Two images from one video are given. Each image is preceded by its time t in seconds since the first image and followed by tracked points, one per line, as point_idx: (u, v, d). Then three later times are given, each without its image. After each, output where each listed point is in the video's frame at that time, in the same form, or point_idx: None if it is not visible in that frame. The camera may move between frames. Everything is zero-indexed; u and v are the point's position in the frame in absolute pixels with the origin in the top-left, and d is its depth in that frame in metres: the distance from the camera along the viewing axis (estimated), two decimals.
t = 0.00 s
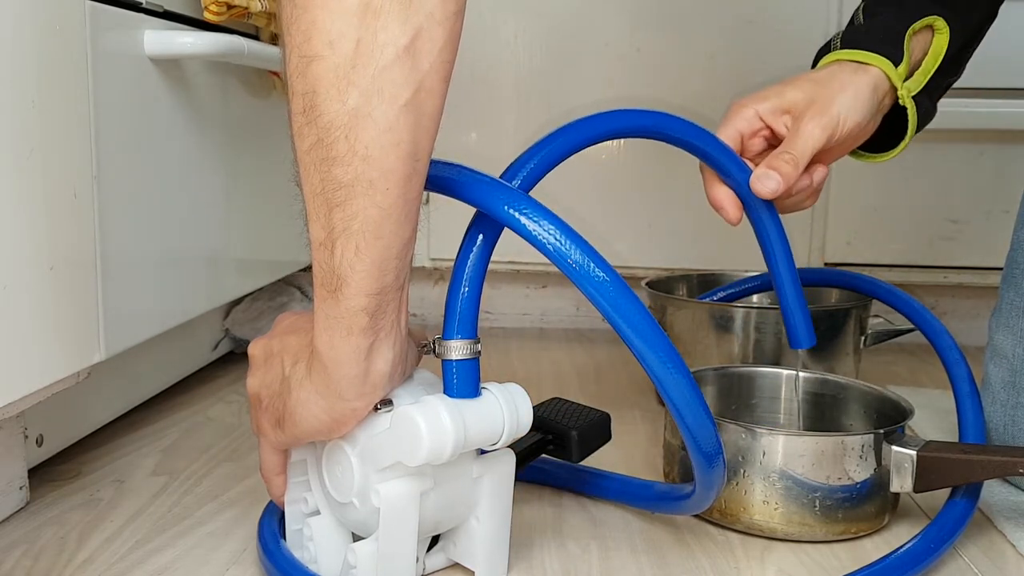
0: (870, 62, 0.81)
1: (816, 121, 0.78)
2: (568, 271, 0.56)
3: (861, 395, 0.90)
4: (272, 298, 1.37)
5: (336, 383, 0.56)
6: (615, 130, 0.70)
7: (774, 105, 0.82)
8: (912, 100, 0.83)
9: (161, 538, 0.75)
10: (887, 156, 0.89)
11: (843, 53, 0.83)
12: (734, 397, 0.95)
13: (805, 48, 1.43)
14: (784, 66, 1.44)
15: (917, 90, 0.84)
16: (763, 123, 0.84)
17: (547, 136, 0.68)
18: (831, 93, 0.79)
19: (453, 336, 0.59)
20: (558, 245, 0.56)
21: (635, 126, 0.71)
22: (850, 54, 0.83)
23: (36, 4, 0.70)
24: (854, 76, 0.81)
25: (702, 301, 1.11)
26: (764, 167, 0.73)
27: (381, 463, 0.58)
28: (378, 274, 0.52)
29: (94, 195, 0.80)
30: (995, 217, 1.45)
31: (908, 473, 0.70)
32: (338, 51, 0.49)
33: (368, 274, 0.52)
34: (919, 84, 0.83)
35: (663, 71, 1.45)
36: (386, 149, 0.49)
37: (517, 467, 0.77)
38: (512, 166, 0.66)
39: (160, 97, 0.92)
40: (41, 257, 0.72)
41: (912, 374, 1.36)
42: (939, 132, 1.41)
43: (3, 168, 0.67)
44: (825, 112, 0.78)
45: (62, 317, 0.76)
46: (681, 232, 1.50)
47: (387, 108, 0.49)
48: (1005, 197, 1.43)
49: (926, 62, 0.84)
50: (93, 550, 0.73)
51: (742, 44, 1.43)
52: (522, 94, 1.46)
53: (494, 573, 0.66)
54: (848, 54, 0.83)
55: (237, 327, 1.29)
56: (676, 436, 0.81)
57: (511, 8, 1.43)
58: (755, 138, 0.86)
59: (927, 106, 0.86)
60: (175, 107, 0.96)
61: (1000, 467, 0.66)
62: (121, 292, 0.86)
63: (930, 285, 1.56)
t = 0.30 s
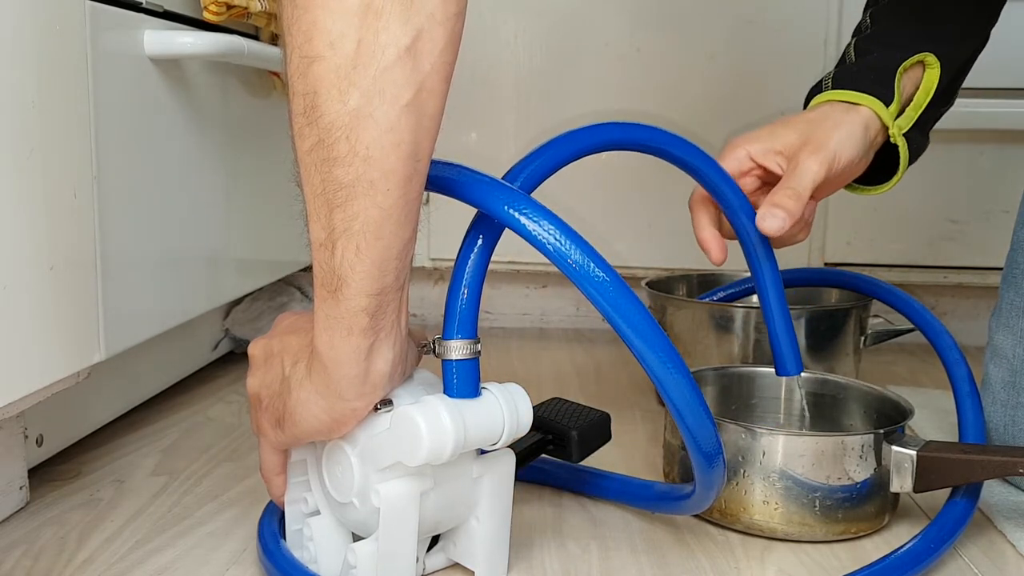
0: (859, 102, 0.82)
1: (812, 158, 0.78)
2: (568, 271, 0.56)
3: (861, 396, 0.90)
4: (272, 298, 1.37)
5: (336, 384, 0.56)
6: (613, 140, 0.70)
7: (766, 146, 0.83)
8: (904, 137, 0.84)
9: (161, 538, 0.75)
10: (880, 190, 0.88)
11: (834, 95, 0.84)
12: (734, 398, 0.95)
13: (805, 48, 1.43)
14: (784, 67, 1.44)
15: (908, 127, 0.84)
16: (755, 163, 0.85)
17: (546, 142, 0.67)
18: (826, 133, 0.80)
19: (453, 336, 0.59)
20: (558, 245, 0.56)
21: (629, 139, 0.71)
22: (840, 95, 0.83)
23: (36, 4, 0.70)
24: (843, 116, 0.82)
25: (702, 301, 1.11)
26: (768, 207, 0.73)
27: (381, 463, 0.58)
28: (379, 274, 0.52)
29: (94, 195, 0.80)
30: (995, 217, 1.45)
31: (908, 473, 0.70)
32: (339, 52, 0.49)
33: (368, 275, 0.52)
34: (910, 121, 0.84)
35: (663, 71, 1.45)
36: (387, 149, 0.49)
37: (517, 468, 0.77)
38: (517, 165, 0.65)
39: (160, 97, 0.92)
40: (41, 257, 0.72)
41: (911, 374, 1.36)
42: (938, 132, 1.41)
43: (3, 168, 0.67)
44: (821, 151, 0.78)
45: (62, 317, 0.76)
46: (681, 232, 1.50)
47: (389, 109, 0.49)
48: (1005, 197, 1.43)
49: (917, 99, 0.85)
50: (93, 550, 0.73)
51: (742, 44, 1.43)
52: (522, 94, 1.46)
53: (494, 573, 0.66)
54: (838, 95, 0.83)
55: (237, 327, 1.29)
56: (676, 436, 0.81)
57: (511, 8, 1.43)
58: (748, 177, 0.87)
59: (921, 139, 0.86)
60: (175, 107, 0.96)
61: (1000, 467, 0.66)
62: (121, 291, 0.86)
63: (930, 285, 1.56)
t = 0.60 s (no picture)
0: (711, 138, 0.93)
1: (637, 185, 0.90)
2: (568, 271, 0.56)
3: (861, 396, 0.90)
4: (272, 298, 1.37)
5: (336, 383, 0.56)
6: (613, 141, 0.70)
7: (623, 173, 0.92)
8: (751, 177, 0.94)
9: (161, 538, 0.75)
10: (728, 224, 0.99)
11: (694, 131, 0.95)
12: (734, 397, 0.95)
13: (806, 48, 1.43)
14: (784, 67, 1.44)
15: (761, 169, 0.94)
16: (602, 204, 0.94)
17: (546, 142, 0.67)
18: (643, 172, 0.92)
19: (453, 336, 0.59)
20: (558, 245, 0.56)
21: (626, 137, 0.70)
22: (700, 131, 0.94)
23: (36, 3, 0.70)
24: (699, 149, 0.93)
25: (702, 301, 1.11)
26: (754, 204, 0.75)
27: (381, 463, 0.58)
28: (380, 273, 0.52)
29: (94, 195, 0.80)
30: (995, 217, 1.44)
31: (908, 473, 0.70)
32: (341, 51, 0.49)
33: (369, 274, 0.52)
34: (763, 165, 0.94)
35: (663, 72, 1.45)
36: (389, 149, 0.49)
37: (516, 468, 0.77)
38: (518, 165, 0.65)
39: (160, 97, 0.92)
40: (41, 257, 0.72)
41: (911, 374, 1.36)
42: (938, 132, 1.41)
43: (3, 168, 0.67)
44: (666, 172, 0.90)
45: (62, 317, 0.76)
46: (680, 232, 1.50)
47: (390, 108, 0.49)
48: (1005, 196, 1.43)
49: (773, 145, 0.93)
50: (93, 550, 0.73)
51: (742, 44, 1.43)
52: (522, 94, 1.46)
53: (494, 573, 0.66)
54: (693, 129, 0.94)
55: (237, 327, 1.29)
56: (676, 436, 0.81)
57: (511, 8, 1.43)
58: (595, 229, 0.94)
59: (777, 182, 0.97)
60: (175, 107, 0.96)
61: (1000, 467, 0.66)
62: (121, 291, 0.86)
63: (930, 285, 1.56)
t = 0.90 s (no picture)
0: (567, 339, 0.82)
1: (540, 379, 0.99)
2: (568, 271, 0.55)
3: (861, 396, 0.90)
4: (272, 298, 1.37)
5: (336, 383, 0.56)
6: (614, 142, 0.69)
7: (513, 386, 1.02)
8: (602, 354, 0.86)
9: (161, 538, 0.75)
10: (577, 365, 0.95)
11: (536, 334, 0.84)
12: (734, 397, 0.95)
13: (805, 47, 1.43)
14: (784, 66, 1.44)
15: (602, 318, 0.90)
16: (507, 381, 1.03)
17: (545, 142, 0.67)
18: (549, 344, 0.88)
19: (453, 336, 0.59)
20: (558, 245, 0.56)
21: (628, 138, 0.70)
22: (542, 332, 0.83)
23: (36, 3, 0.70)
24: (562, 359, 0.73)
25: (702, 301, 1.11)
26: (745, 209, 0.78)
27: (381, 463, 0.58)
28: (380, 273, 0.52)
29: (94, 195, 0.80)
30: (995, 217, 1.44)
31: (908, 473, 0.70)
32: (343, 51, 0.49)
33: (369, 274, 0.52)
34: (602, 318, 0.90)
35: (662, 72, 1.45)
36: (391, 149, 0.49)
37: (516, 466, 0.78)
38: (517, 165, 0.65)
39: (160, 97, 0.92)
40: (42, 256, 0.72)
41: (911, 374, 1.36)
42: (937, 132, 1.41)
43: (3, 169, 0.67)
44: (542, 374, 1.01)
45: (62, 318, 0.76)
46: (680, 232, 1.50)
47: (392, 109, 0.49)
48: (1005, 197, 1.43)
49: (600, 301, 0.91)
50: (93, 550, 0.73)
51: (742, 45, 1.44)
52: (522, 94, 1.46)
53: (494, 573, 0.66)
54: (551, 333, 0.75)
55: (237, 327, 1.29)
56: (676, 436, 0.81)
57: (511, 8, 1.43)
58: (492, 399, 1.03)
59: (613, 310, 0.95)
60: (175, 107, 0.96)
61: (1000, 468, 0.66)
62: (120, 291, 0.86)
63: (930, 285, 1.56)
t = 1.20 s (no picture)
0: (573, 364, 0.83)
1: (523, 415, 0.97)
2: (570, 270, 0.55)
3: (861, 396, 0.90)
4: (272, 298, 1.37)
5: (337, 384, 0.56)
6: (613, 143, 0.69)
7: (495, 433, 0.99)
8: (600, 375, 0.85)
9: (161, 538, 0.75)
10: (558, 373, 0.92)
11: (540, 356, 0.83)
12: (734, 398, 0.95)
13: (804, 47, 1.43)
14: (784, 67, 1.44)
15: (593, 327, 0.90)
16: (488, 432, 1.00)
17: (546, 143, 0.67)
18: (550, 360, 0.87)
19: (455, 335, 0.59)
20: (560, 245, 0.56)
21: (627, 139, 0.70)
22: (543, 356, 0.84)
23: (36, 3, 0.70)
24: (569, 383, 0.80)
25: (702, 301, 1.11)
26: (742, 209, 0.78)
27: (382, 462, 0.58)
28: (383, 274, 0.52)
29: (94, 195, 0.80)
30: (995, 217, 1.44)
31: (908, 473, 0.70)
32: (350, 55, 0.49)
33: (372, 276, 0.52)
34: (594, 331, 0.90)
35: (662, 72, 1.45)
36: (397, 152, 0.49)
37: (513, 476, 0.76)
38: (517, 165, 0.65)
39: (160, 97, 0.92)
40: (42, 258, 0.72)
41: (911, 374, 1.36)
42: (937, 132, 1.41)
43: (4, 168, 0.67)
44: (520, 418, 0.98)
45: (62, 318, 0.76)
46: (680, 233, 1.50)
47: (399, 112, 0.49)
48: (1004, 197, 1.43)
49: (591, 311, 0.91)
50: (93, 550, 0.73)
51: (741, 45, 1.44)
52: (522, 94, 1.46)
53: (494, 572, 0.66)
54: (561, 358, 0.83)
55: (237, 327, 1.29)
56: (676, 436, 0.81)
57: (511, 8, 1.43)
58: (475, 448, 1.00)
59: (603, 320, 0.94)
60: (175, 107, 0.96)
61: (1000, 467, 0.66)
62: (120, 292, 0.86)
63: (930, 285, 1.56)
